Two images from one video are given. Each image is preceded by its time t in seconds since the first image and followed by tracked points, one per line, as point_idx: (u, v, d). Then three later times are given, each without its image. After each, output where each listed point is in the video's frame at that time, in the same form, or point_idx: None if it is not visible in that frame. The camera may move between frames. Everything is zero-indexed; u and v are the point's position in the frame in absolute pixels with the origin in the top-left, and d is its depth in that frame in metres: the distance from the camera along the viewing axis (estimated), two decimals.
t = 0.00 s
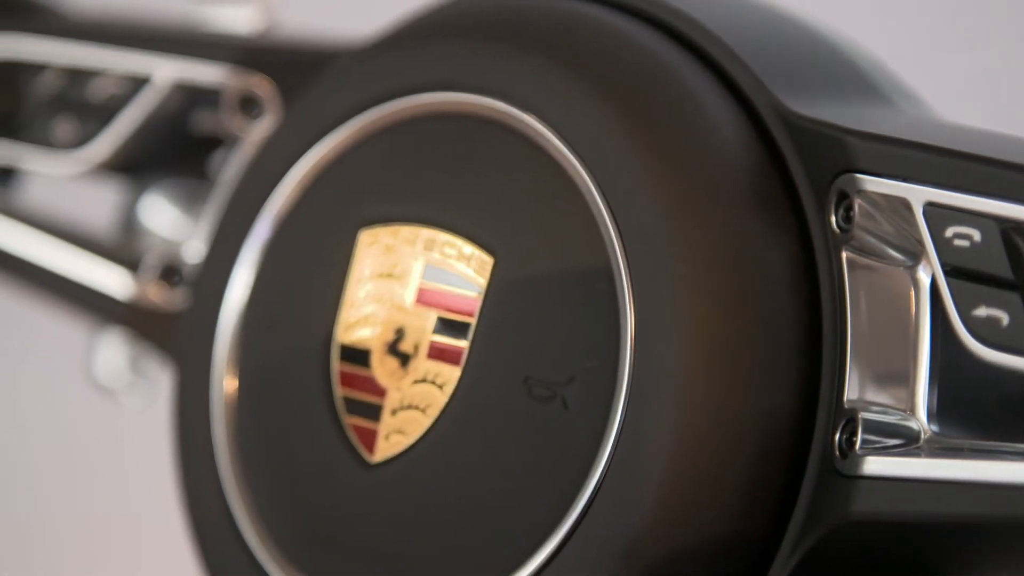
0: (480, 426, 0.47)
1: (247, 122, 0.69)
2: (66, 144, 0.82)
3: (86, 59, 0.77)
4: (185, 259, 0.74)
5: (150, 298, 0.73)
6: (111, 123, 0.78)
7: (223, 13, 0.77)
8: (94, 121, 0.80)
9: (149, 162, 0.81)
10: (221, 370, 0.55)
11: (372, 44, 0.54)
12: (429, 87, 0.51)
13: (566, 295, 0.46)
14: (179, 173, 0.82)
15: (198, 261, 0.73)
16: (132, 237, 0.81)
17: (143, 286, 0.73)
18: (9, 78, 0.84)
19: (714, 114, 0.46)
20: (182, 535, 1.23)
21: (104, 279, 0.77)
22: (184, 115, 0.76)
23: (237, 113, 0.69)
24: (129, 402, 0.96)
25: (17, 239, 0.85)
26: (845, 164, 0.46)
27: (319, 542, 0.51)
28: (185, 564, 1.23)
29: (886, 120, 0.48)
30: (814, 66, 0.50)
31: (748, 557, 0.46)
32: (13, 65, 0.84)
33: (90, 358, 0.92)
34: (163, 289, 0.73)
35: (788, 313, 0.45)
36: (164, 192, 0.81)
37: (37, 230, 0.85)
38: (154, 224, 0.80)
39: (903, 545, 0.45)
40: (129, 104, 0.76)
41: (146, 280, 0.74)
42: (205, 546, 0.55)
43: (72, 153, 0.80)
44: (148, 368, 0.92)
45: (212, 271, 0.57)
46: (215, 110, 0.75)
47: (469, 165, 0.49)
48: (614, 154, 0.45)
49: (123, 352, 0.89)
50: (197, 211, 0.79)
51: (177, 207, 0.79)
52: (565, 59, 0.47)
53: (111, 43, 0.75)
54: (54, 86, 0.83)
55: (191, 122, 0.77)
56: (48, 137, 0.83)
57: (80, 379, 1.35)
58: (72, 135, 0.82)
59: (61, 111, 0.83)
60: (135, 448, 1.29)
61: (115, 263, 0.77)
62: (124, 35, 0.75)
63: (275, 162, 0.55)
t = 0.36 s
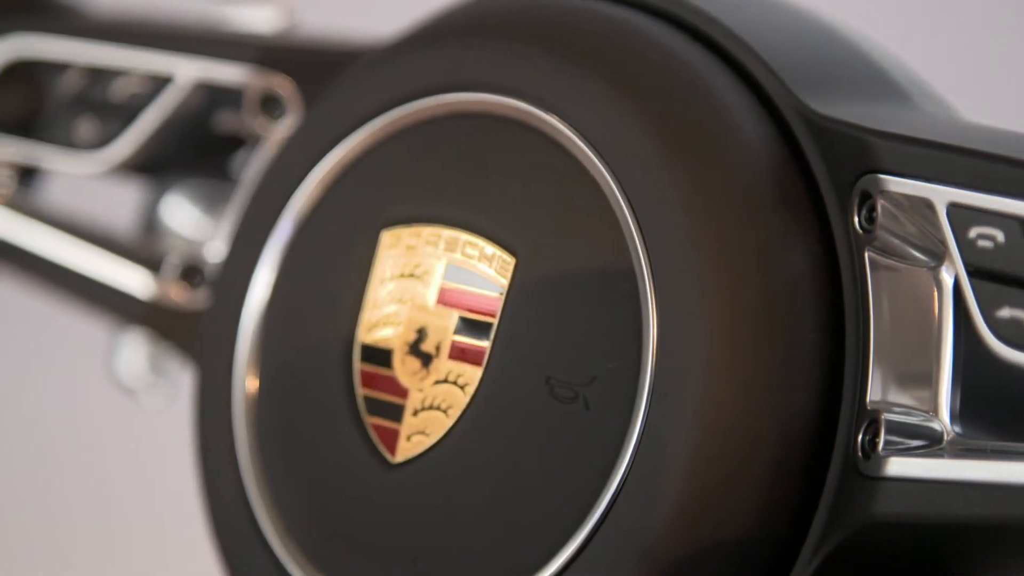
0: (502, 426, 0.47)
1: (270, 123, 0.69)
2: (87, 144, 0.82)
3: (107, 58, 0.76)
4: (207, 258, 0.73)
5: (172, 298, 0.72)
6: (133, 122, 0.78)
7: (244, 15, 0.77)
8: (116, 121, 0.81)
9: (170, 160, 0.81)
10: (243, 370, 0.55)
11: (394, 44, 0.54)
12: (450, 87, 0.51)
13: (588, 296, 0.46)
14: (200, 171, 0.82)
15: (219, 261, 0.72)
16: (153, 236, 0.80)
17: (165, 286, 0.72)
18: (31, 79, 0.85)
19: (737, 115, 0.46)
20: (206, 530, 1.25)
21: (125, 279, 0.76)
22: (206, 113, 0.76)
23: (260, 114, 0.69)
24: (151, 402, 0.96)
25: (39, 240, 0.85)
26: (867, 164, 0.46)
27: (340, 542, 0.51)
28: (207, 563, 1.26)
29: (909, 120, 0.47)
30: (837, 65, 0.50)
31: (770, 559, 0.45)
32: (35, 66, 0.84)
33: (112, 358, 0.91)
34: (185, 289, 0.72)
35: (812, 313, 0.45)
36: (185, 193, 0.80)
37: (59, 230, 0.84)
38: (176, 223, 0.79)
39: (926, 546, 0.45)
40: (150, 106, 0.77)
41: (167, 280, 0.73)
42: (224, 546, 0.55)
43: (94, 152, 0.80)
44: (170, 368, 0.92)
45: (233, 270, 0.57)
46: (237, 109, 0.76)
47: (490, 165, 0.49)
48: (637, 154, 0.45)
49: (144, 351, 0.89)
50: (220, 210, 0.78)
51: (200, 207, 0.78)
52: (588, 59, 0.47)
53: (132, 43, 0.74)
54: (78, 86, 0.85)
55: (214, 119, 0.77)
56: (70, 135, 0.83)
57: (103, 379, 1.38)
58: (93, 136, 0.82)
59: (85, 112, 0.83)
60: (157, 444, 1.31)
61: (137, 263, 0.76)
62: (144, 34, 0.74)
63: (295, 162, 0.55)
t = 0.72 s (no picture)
0: (524, 427, 0.47)
1: (292, 123, 0.68)
2: (109, 144, 0.81)
3: (129, 58, 0.76)
4: (228, 258, 0.71)
5: (194, 298, 0.71)
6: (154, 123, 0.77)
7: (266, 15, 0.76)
8: (137, 121, 0.80)
9: (191, 161, 0.80)
10: (265, 369, 0.55)
11: (416, 44, 0.54)
12: (472, 87, 0.51)
13: (611, 296, 0.46)
14: (224, 172, 0.80)
15: (241, 261, 0.71)
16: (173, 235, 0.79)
17: (186, 286, 0.72)
18: (53, 77, 0.85)
19: (761, 115, 0.46)
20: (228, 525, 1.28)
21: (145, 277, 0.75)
22: (227, 114, 0.75)
23: (281, 114, 0.68)
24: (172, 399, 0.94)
25: (53, 236, 0.83)
26: (890, 164, 0.46)
27: (363, 542, 0.51)
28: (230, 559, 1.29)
29: (933, 121, 0.47)
30: (863, 65, 0.50)
31: (794, 559, 0.45)
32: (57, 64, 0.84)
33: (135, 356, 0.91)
34: (206, 289, 0.71)
35: (835, 313, 0.45)
36: (209, 194, 0.78)
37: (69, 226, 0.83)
38: (198, 223, 0.77)
39: (950, 547, 0.45)
40: (172, 107, 0.76)
41: (189, 280, 0.72)
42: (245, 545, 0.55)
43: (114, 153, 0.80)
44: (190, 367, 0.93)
45: (255, 269, 0.57)
46: (258, 112, 0.73)
47: (512, 165, 0.49)
48: (661, 155, 0.45)
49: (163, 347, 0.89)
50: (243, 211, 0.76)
51: (222, 207, 0.77)
52: (611, 59, 0.47)
53: (151, 43, 0.74)
54: (102, 85, 0.84)
55: (235, 120, 0.76)
56: (93, 136, 0.83)
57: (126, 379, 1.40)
58: (115, 136, 0.82)
59: (107, 112, 0.83)
60: (183, 439, 1.34)
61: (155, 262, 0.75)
62: (163, 33, 0.74)
63: (317, 162, 0.55)
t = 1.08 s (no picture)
0: (545, 427, 0.47)
1: (313, 123, 0.67)
2: (130, 144, 0.80)
3: (150, 56, 0.74)
4: (249, 258, 0.71)
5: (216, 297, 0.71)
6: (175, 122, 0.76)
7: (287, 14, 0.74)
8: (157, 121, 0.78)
9: (212, 161, 0.79)
10: (286, 368, 0.55)
11: (437, 43, 0.54)
12: (493, 87, 0.51)
13: (633, 296, 0.46)
14: (245, 173, 0.79)
15: (262, 261, 0.71)
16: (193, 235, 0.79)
17: (207, 286, 0.71)
18: (72, 75, 0.83)
19: (783, 116, 0.46)
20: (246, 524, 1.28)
21: (167, 277, 0.75)
22: (249, 114, 0.73)
23: (303, 114, 0.68)
24: (192, 397, 0.92)
25: (73, 234, 0.82)
26: (913, 166, 0.46)
27: (385, 542, 0.51)
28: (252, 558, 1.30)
29: (957, 122, 0.47)
30: (888, 64, 0.49)
31: (814, 560, 0.45)
32: (77, 62, 0.82)
33: (155, 354, 0.91)
34: (227, 288, 0.71)
35: (857, 313, 0.44)
36: (228, 193, 0.77)
37: (88, 224, 0.82)
38: (219, 221, 0.76)
39: (971, 547, 0.45)
40: (191, 108, 0.75)
41: (210, 280, 0.72)
42: (265, 544, 0.55)
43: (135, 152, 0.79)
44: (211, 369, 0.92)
45: (275, 269, 0.57)
46: (280, 111, 0.72)
47: (535, 165, 0.49)
48: (685, 155, 0.45)
49: (184, 345, 0.89)
50: (265, 209, 0.76)
51: (243, 206, 0.76)
52: (634, 59, 0.47)
53: (171, 44, 0.73)
54: (121, 82, 0.83)
55: (257, 120, 0.74)
56: (113, 135, 0.82)
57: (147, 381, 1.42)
58: (135, 136, 0.80)
59: (127, 111, 0.81)
60: (203, 439, 1.35)
61: (176, 262, 0.75)
62: (181, 34, 0.73)
63: (337, 162, 0.55)
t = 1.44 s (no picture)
0: (567, 426, 0.47)
1: (335, 124, 0.63)
2: (151, 143, 0.76)
3: (166, 56, 0.71)
4: (272, 257, 0.65)
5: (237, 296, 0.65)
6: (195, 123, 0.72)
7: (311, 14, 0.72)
8: (182, 121, 0.74)
9: (235, 160, 0.75)
10: (308, 368, 0.55)
11: (459, 43, 0.54)
12: (514, 88, 0.51)
13: (655, 296, 0.46)
14: (264, 172, 0.75)
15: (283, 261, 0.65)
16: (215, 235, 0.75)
17: (227, 285, 0.66)
18: (95, 74, 0.81)
19: (805, 115, 0.45)
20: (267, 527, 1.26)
21: (188, 276, 0.69)
22: (270, 114, 0.69)
23: (323, 114, 0.63)
24: (213, 397, 0.88)
25: (91, 233, 0.77)
26: (937, 165, 0.45)
27: (406, 542, 0.51)
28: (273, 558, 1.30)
29: (978, 121, 0.47)
30: (913, 64, 0.49)
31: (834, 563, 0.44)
32: (101, 61, 0.80)
33: (176, 355, 0.87)
34: (249, 288, 0.65)
35: (879, 313, 0.44)
36: (249, 192, 0.74)
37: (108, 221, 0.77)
38: (240, 222, 0.73)
39: (992, 547, 0.44)
40: (214, 108, 0.71)
41: (232, 280, 0.66)
42: (287, 544, 0.55)
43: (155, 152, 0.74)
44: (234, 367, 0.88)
45: (296, 269, 0.57)
46: (302, 112, 0.68)
47: (558, 165, 0.49)
48: (707, 155, 0.45)
49: (205, 345, 0.85)
50: (287, 209, 0.71)
51: (266, 206, 0.73)
52: (657, 60, 0.47)
53: (191, 45, 0.69)
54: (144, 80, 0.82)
55: (279, 120, 0.70)
56: (134, 134, 0.78)
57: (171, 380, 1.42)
58: (157, 135, 0.76)
59: (149, 111, 0.78)
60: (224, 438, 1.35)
61: (197, 262, 0.69)
62: (200, 32, 0.69)
63: (358, 162, 0.55)
